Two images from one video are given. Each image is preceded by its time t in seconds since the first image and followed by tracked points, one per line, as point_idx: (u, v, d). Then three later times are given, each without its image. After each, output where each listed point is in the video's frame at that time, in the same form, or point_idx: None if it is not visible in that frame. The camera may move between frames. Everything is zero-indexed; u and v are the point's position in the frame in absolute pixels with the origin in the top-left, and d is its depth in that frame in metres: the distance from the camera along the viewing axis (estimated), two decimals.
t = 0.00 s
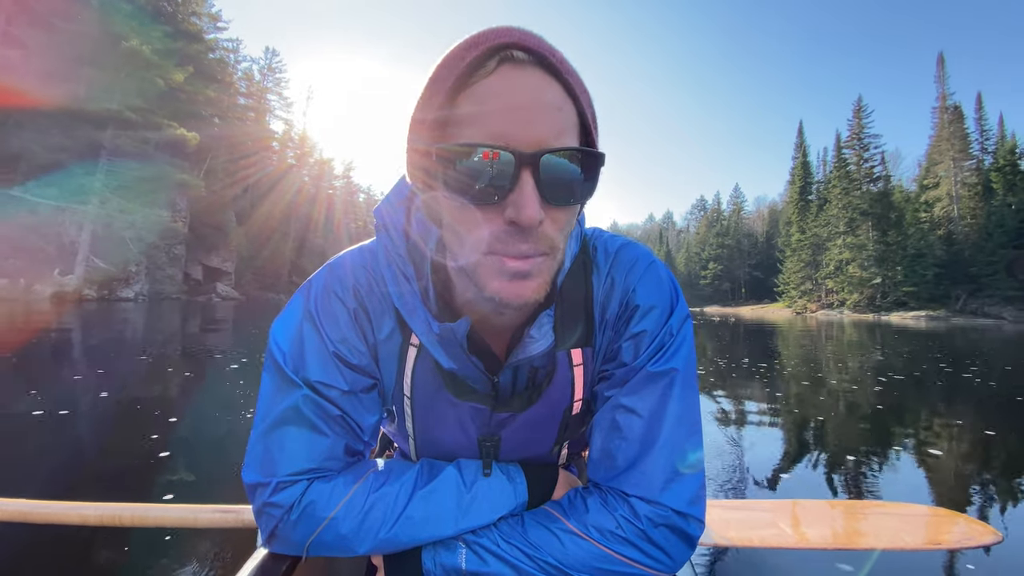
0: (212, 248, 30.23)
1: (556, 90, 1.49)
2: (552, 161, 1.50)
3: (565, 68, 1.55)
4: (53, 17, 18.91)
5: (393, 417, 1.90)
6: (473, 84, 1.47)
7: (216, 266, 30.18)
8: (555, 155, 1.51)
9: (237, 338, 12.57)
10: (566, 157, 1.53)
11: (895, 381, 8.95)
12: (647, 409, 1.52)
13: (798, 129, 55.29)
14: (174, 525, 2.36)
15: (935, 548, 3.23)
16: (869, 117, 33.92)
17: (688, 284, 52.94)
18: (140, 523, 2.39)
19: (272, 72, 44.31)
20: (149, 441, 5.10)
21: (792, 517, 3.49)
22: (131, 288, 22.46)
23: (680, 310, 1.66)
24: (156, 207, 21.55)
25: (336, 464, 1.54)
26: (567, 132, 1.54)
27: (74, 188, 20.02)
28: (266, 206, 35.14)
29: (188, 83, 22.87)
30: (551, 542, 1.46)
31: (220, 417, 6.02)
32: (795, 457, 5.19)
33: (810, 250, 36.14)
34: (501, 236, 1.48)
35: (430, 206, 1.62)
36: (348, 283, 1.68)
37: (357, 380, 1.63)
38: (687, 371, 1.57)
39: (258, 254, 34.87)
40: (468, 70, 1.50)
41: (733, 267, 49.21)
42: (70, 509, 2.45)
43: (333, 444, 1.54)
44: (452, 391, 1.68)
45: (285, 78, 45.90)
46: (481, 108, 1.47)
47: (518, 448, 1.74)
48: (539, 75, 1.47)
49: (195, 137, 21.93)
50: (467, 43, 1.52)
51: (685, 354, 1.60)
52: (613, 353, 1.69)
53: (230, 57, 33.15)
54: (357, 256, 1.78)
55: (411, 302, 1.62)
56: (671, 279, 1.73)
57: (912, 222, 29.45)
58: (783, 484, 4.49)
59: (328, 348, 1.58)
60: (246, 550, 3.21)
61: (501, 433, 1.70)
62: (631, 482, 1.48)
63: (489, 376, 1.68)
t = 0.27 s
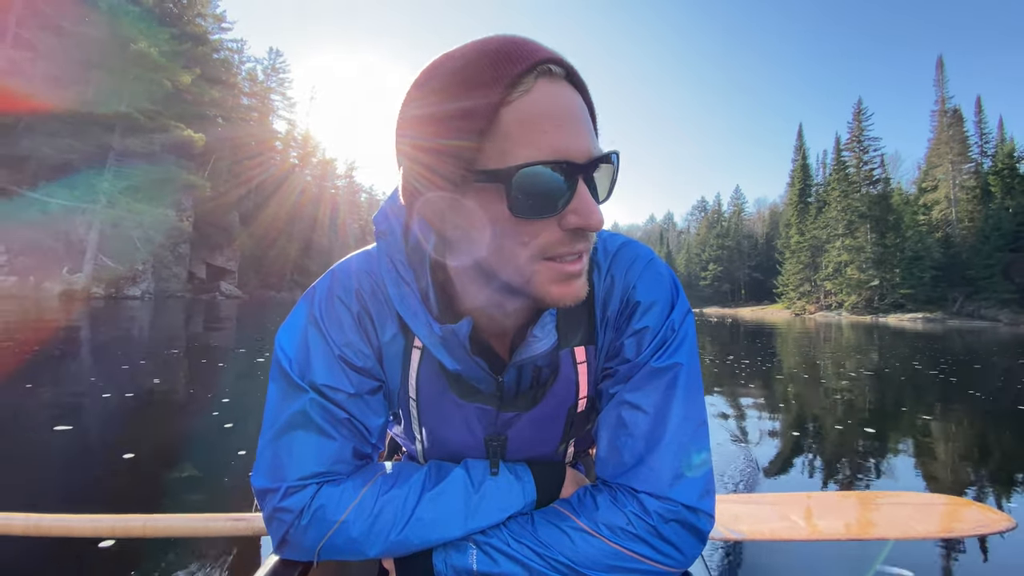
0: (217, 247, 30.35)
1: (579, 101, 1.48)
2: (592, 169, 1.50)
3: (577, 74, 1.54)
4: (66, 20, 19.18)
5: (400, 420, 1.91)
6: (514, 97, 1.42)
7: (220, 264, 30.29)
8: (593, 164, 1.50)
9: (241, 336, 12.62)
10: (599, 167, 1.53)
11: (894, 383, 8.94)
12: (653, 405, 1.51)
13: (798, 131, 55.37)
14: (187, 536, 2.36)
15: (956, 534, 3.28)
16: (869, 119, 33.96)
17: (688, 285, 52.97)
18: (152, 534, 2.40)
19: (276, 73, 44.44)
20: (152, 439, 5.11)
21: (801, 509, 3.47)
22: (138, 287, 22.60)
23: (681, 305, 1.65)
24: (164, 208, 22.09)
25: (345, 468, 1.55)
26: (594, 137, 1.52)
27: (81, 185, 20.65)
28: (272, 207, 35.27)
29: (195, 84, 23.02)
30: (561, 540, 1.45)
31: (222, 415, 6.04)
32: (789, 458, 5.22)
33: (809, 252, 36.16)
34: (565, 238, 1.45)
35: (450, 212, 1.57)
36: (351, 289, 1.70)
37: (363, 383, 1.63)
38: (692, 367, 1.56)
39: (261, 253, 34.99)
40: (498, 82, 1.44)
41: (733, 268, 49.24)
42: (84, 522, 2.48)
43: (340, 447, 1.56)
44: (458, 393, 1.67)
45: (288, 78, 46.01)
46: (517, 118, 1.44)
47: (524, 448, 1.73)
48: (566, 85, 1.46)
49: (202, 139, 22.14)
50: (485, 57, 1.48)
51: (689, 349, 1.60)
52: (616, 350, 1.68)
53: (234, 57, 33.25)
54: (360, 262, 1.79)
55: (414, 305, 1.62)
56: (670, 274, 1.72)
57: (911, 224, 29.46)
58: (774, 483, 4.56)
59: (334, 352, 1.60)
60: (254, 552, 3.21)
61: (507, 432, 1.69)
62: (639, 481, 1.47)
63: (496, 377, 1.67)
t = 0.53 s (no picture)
0: (222, 246, 30.44)
1: (563, 118, 1.50)
2: (577, 181, 1.52)
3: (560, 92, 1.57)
4: (73, 22, 18.84)
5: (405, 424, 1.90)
6: (503, 121, 1.46)
7: (226, 264, 30.38)
8: (578, 176, 1.53)
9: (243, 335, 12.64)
10: (584, 179, 1.55)
11: (891, 384, 8.97)
12: (647, 401, 1.50)
13: (797, 134, 55.46)
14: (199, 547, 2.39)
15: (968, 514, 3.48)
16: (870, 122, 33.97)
17: (689, 286, 52.96)
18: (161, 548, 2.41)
19: (280, 73, 44.53)
20: (160, 436, 5.11)
21: (799, 498, 3.53)
22: (146, 285, 22.75)
23: (670, 301, 1.64)
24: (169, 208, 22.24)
25: (355, 471, 1.54)
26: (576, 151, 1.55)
27: (92, 186, 20.96)
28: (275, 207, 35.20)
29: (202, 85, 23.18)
30: (568, 537, 1.42)
31: (225, 412, 6.05)
32: (789, 459, 5.22)
33: (808, 254, 36.12)
34: (558, 247, 1.49)
35: (449, 217, 1.59)
36: (352, 295, 1.70)
37: (370, 382, 1.65)
38: (684, 362, 1.54)
39: (264, 252, 35.07)
40: (482, 109, 1.47)
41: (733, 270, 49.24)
42: (85, 537, 2.42)
43: (349, 447, 1.55)
44: (458, 393, 1.67)
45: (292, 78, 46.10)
46: (509, 140, 1.47)
47: (525, 448, 1.71)
48: (550, 106, 1.49)
49: (209, 140, 22.34)
50: (470, 83, 1.50)
51: (682, 344, 1.58)
52: (609, 350, 1.66)
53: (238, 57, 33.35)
54: (363, 268, 1.80)
55: (412, 309, 1.61)
56: (659, 273, 1.71)
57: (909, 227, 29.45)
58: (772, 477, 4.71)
59: (341, 353, 1.60)
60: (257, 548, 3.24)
61: (508, 432, 1.68)
62: (642, 477, 1.44)
63: (493, 377, 1.67)
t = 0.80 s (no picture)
0: (228, 245, 30.58)
1: (554, 130, 1.52)
2: (569, 189, 1.53)
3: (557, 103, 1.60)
4: (80, 23, 18.90)
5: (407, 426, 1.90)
6: (500, 130, 1.47)
7: (231, 263, 30.52)
8: (569, 184, 1.53)
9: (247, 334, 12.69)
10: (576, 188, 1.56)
11: (890, 386, 8.96)
12: (643, 402, 1.48)
13: (799, 136, 55.45)
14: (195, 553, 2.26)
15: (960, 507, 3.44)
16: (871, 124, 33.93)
17: (690, 286, 52.93)
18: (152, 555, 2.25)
19: (285, 74, 44.72)
20: (163, 433, 5.15)
21: (794, 495, 3.53)
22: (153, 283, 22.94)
23: (664, 303, 1.63)
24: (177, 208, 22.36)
25: (358, 472, 1.52)
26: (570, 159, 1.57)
27: (103, 185, 21.06)
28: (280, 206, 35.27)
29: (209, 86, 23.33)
30: (569, 538, 1.41)
31: (227, 410, 6.07)
32: (792, 460, 5.21)
33: (808, 255, 36.07)
34: (555, 252, 1.51)
35: (451, 218, 1.60)
36: (354, 299, 1.69)
37: (372, 382, 1.64)
38: (678, 363, 1.52)
39: (268, 251, 35.21)
40: (478, 118, 1.49)
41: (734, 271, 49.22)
42: (72, 547, 2.26)
43: (354, 448, 1.53)
44: (460, 396, 1.68)
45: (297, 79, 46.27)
46: (506, 148, 1.49)
47: (523, 450, 1.72)
48: (545, 116, 1.52)
49: (217, 141, 22.51)
50: (468, 91, 1.52)
51: (678, 347, 1.57)
52: (605, 353, 1.64)
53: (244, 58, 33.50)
54: (366, 272, 1.80)
55: (414, 313, 1.61)
56: (653, 277, 1.70)
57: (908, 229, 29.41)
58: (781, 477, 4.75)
59: (345, 354, 1.59)
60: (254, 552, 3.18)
61: (508, 434, 1.69)
62: (641, 479, 1.42)
63: (491, 380, 1.68)
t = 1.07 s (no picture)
0: (232, 244, 30.74)
1: (550, 137, 1.52)
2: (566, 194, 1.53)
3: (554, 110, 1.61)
4: (91, 26, 19.33)
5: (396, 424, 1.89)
6: (496, 136, 1.49)
7: (236, 262, 30.68)
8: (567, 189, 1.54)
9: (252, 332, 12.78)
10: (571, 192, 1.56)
11: (890, 386, 8.97)
12: (636, 403, 1.47)
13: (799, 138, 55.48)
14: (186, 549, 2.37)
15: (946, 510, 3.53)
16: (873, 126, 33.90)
17: (692, 287, 52.86)
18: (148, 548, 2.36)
19: (290, 75, 44.91)
20: (164, 429, 5.19)
21: (786, 499, 3.61)
22: (159, 282, 23.14)
23: (657, 308, 1.64)
24: (184, 208, 22.53)
25: (346, 470, 1.50)
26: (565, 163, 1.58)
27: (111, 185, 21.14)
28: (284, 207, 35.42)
29: (215, 89, 23.47)
30: (561, 536, 1.40)
31: (228, 407, 6.09)
32: (792, 460, 5.23)
33: (809, 256, 36.05)
34: (550, 256, 1.53)
35: (448, 219, 1.60)
36: (346, 296, 1.67)
37: (365, 378, 1.63)
38: (671, 367, 1.52)
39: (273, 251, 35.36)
40: (474, 123, 1.51)
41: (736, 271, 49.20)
42: (65, 539, 2.33)
43: (344, 444, 1.52)
44: (451, 395, 1.67)
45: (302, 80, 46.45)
46: (501, 153, 1.50)
47: (512, 451, 1.72)
48: (540, 123, 1.53)
49: (224, 143, 22.68)
50: (465, 95, 1.53)
51: (671, 350, 1.58)
52: (598, 354, 1.65)
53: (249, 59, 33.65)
54: (360, 268, 1.79)
55: (407, 312, 1.61)
56: (647, 283, 1.71)
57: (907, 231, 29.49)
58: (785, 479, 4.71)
59: (338, 349, 1.58)
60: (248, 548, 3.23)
61: (498, 434, 1.68)
62: (632, 480, 1.42)
63: (482, 379, 1.68)
